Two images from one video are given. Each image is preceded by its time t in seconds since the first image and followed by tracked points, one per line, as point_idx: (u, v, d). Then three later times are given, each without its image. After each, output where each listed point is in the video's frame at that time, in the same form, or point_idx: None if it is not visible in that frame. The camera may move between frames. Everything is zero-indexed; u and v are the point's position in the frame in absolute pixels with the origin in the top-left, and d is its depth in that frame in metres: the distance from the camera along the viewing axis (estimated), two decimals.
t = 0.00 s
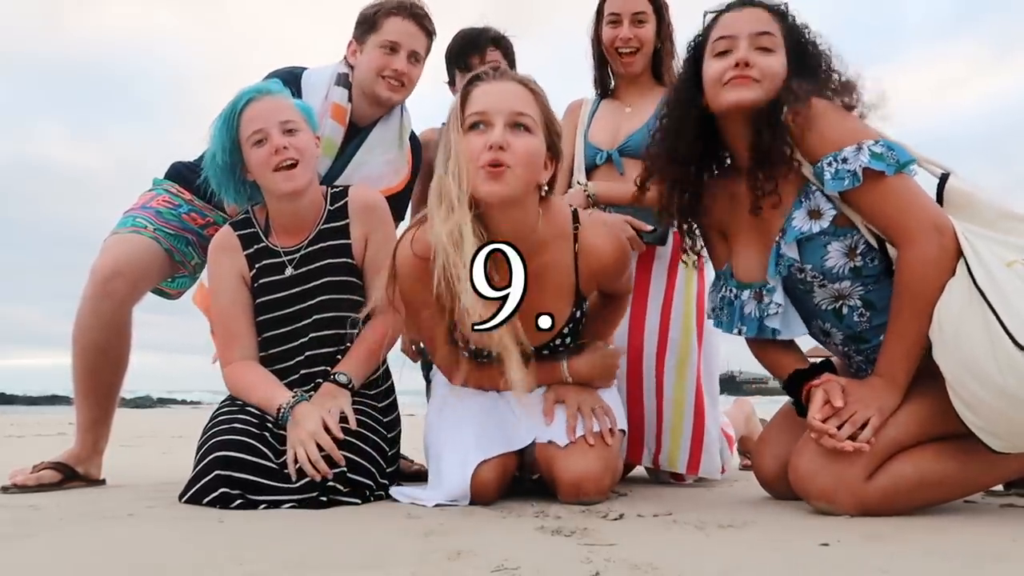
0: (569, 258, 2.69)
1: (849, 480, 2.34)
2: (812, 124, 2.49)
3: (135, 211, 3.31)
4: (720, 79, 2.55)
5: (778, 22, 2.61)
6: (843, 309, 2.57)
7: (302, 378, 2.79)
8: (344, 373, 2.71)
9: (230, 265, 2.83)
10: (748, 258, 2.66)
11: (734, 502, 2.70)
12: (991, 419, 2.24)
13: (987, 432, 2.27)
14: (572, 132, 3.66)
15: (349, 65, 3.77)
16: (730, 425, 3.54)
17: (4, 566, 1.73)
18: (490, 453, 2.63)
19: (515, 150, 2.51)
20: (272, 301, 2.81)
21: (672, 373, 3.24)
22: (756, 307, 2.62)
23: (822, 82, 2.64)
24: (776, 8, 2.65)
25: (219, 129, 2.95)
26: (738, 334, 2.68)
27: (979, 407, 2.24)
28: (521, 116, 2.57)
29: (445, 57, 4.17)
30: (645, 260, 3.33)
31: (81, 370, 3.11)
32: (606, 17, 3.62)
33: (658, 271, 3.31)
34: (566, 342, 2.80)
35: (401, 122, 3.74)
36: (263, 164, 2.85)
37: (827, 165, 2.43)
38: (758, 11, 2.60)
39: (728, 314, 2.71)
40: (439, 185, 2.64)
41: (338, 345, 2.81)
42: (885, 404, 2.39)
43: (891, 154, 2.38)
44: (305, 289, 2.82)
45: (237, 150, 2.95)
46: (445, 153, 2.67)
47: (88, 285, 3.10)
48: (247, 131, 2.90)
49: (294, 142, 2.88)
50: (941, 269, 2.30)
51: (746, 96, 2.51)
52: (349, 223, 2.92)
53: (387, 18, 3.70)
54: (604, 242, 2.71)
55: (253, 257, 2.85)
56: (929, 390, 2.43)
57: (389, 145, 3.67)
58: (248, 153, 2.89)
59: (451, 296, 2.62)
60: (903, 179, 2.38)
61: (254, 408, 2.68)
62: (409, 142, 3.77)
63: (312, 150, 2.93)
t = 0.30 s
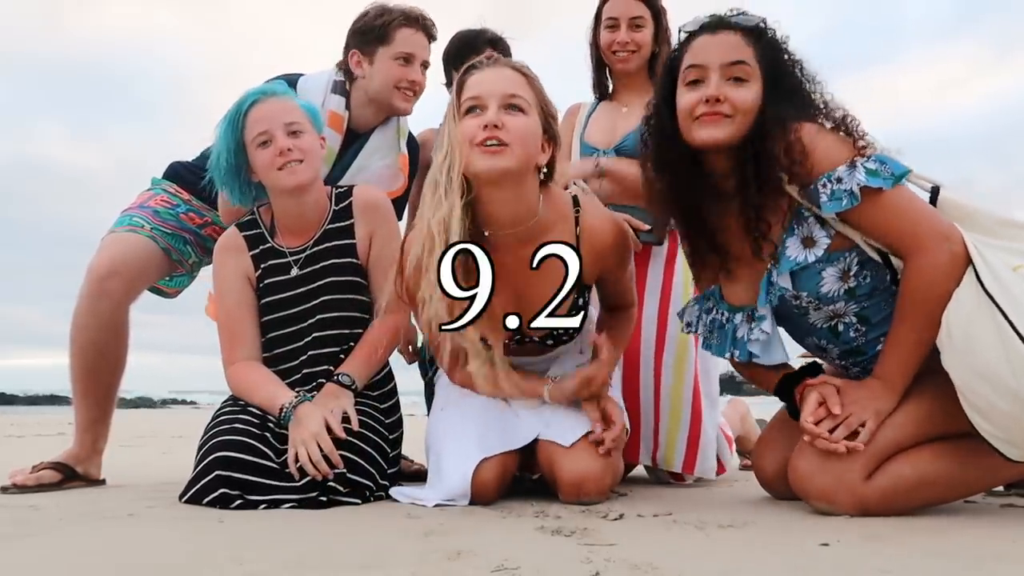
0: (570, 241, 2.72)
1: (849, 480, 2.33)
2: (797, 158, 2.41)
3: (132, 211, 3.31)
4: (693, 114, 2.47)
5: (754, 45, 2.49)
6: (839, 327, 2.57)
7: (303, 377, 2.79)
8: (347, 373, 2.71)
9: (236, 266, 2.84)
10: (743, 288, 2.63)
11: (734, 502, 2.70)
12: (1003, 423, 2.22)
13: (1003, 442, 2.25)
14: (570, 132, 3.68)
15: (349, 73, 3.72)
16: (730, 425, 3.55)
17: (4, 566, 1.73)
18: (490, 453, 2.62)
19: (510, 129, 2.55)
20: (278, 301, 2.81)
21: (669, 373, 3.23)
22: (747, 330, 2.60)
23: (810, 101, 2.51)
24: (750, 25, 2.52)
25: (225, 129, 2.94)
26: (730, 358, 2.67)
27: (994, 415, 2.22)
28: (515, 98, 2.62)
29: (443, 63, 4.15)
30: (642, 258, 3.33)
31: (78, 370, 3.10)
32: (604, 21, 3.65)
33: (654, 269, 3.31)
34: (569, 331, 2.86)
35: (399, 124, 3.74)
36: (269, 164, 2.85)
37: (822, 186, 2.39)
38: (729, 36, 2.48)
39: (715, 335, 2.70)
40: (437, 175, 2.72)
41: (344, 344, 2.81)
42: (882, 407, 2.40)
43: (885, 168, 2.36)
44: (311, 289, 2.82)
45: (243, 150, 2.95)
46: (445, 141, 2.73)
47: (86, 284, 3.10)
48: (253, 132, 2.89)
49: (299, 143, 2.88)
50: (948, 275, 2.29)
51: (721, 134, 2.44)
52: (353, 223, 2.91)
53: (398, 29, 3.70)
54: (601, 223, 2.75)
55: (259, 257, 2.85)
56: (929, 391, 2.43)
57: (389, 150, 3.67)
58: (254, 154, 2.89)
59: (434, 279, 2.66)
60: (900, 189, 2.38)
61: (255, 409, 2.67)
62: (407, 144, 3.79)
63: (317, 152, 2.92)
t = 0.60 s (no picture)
0: (569, 240, 2.79)
1: (849, 480, 2.33)
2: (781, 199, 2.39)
3: (129, 211, 3.32)
4: (675, 159, 2.45)
5: (736, 84, 2.46)
6: (838, 350, 2.58)
7: (303, 377, 2.79)
8: (348, 374, 2.72)
9: (240, 265, 2.83)
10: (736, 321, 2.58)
11: (734, 502, 2.71)
12: None
13: None
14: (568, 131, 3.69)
15: (348, 78, 3.70)
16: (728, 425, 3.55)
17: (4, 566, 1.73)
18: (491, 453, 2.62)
19: (488, 134, 2.57)
20: (280, 301, 2.81)
21: (671, 378, 3.22)
22: (746, 361, 2.58)
23: (794, 137, 2.48)
24: (733, 60, 2.49)
25: (231, 128, 2.94)
26: (730, 388, 2.65)
27: (1014, 418, 2.21)
28: (493, 103, 2.62)
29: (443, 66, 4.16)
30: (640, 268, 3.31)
31: (75, 369, 3.10)
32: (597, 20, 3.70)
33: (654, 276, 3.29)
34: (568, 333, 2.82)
35: (396, 127, 3.75)
36: (275, 164, 2.85)
37: (815, 222, 2.35)
38: (711, 78, 2.46)
39: (711, 364, 2.68)
40: (433, 182, 2.79)
41: (344, 345, 2.81)
42: (883, 408, 2.39)
43: (875, 190, 2.34)
44: (314, 289, 2.82)
45: (249, 150, 2.94)
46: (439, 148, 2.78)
47: (81, 283, 3.09)
48: (258, 131, 2.90)
49: (304, 144, 2.88)
50: (959, 283, 2.29)
51: (704, 180, 2.42)
52: (355, 223, 2.91)
53: (398, 36, 3.70)
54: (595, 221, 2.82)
55: (261, 257, 2.84)
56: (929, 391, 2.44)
57: (386, 152, 3.68)
58: (259, 153, 2.89)
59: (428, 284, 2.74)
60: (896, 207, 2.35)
61: (256, 409, 2.67)
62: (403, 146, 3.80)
63: (322, 153, 2.93)
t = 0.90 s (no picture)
0: (568, 240, 2.80)
1: (849, 481, 2.33)
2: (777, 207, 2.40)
3: (127, 212, 3.32)
4: (671, 171, 2.44)
5: (727, 95, 2.45)
6: (838, 354, 2.58)
7: (303, 377, 2.79)
8: (348, 374, 2.72)
9: (240, 265, 2.83)
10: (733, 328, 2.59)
11: (734, 502, 2.71)
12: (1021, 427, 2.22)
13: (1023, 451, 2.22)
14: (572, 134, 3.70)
15: (343, 72, 3.71)
16: (728, 425, 3.55)
17: (4, 566, 1.72)
18: (490, 454, 2.62)
19: (478, 138, 2.59)
20: (280, 300, 2.81)
21: (677, 383, 3.22)
22: (744, 367, 2.59)
23: (787, 144, 2.46)
24: (723, 70, 2.48)
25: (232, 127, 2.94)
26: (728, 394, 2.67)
27: (1014, 421, 2.21)
28: (482, 106, 2.64)
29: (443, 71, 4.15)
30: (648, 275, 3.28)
31: (74, 369, 3.10)
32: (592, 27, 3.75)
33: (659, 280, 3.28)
34: (567, 334, 2.85)
35: (391, 122, 3.74)
36: (275, 163, 2.85)
37: (811, 226, 2.35)
38: (704, 90, 2.45)
39: (708, 369, 2.69)
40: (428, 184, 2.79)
41: (344, 345, 2.81)
42: (883, 408, 2.39)
43: (869, 195, 2.35)
44: (313, 289, 2.82)
45: (249, 150, 2.94)
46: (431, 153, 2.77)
47: (79, 282, 3.09)
48: (259, 130, 2.90)
49: (304, 144, 2.88)
50: (959, 285, 2.30)
51: (700, 192, 2.42)
52: (355, 224, 2.91)
53: (390, 28, 3.70)
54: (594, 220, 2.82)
55: (261, 257, 2.84)
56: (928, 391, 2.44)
57: (381, 147, 3.68)
58: (260, 153, 2.90)
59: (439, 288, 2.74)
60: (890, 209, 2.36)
61: (255, 409, 2.68)
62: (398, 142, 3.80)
63: (322, 153, 2.93)
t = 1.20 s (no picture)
0: (569, 241, 2.74)
1: (848, 480, 2.33)
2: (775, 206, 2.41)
3: (127, 212, 3.32)
4: (665, 165, 2.44)
5: (726, 95, 2.47)
6: (836, 354, 2.58)
7: (302, 377, 2.78)
8: (347, 374, 2.71)
9: (239, 265, 2.83)
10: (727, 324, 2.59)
11: (735, 502, 2.71)
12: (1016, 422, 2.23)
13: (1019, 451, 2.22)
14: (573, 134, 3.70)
15: (338, 73, 3.73)
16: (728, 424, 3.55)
17: (4, 566, 1.72)
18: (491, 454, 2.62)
19: (476, 126, 2.57)
20: (280, 301, 2.81)
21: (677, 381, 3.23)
22: (743, 367, 2.58)
23: (786, 145, 2.46)
24: (722, 71, 2.50)
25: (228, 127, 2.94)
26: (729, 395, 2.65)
27: (1010, 422, 2.20)
28: (481, 96, 2.65)
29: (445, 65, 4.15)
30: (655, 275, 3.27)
31: (74, 369, 3.10)
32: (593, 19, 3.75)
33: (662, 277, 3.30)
34: (565, 329, 2.83)
35: (391, 125, 3.74)
36: (272, 163, 2.85)
37: (807, 225, 2.37)
38: (700, 89, 2.46)
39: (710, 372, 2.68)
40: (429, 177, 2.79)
41: (343, 345, 2.81)
42: (881, 408, 2.40)
43: (866, 194, 2.36)
44: (314, 287, 2.82)
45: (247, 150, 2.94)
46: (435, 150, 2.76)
47: (79, 281, 3.10)
48: (256, 131, 2.90)
49: (303, 144, 2.88)
50: (953, 287, 2.29)
51: (692, 186, 2.41)
52: (353, 223, 2.91)
53: (380, 31, 3.69)
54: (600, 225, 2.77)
55: (260, 257, 2.84)
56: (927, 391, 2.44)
57: (379, 149, 3.69)
58: (259, 153, 2.89)
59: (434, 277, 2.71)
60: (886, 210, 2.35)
61: (255, 409, 2.68)
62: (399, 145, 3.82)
63: (320, 154, 2.93)
